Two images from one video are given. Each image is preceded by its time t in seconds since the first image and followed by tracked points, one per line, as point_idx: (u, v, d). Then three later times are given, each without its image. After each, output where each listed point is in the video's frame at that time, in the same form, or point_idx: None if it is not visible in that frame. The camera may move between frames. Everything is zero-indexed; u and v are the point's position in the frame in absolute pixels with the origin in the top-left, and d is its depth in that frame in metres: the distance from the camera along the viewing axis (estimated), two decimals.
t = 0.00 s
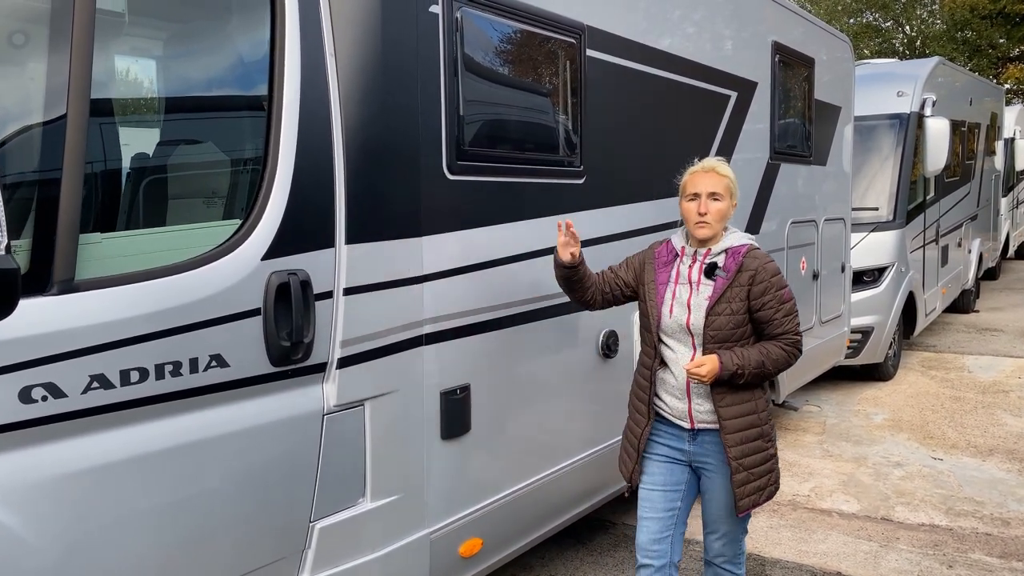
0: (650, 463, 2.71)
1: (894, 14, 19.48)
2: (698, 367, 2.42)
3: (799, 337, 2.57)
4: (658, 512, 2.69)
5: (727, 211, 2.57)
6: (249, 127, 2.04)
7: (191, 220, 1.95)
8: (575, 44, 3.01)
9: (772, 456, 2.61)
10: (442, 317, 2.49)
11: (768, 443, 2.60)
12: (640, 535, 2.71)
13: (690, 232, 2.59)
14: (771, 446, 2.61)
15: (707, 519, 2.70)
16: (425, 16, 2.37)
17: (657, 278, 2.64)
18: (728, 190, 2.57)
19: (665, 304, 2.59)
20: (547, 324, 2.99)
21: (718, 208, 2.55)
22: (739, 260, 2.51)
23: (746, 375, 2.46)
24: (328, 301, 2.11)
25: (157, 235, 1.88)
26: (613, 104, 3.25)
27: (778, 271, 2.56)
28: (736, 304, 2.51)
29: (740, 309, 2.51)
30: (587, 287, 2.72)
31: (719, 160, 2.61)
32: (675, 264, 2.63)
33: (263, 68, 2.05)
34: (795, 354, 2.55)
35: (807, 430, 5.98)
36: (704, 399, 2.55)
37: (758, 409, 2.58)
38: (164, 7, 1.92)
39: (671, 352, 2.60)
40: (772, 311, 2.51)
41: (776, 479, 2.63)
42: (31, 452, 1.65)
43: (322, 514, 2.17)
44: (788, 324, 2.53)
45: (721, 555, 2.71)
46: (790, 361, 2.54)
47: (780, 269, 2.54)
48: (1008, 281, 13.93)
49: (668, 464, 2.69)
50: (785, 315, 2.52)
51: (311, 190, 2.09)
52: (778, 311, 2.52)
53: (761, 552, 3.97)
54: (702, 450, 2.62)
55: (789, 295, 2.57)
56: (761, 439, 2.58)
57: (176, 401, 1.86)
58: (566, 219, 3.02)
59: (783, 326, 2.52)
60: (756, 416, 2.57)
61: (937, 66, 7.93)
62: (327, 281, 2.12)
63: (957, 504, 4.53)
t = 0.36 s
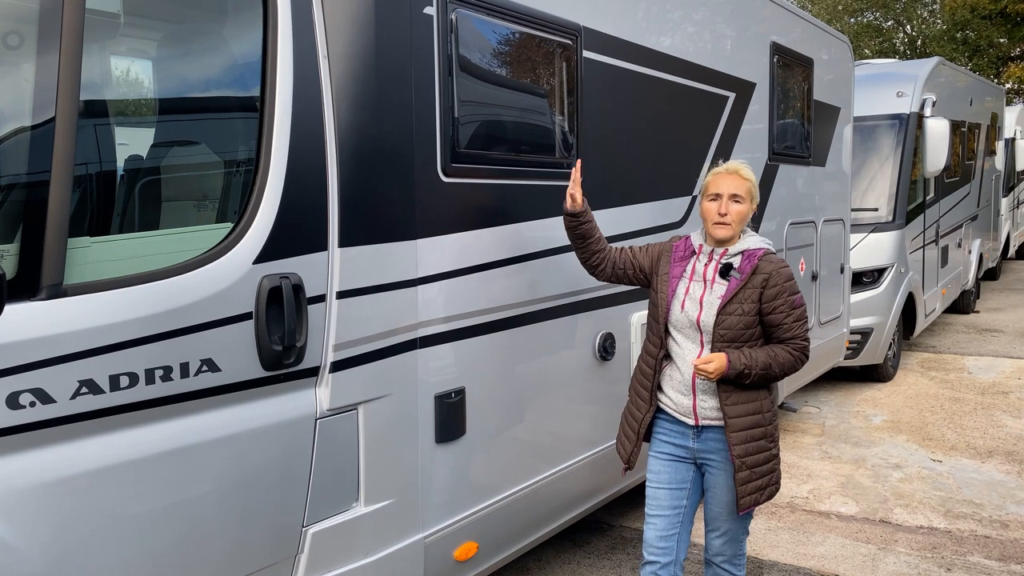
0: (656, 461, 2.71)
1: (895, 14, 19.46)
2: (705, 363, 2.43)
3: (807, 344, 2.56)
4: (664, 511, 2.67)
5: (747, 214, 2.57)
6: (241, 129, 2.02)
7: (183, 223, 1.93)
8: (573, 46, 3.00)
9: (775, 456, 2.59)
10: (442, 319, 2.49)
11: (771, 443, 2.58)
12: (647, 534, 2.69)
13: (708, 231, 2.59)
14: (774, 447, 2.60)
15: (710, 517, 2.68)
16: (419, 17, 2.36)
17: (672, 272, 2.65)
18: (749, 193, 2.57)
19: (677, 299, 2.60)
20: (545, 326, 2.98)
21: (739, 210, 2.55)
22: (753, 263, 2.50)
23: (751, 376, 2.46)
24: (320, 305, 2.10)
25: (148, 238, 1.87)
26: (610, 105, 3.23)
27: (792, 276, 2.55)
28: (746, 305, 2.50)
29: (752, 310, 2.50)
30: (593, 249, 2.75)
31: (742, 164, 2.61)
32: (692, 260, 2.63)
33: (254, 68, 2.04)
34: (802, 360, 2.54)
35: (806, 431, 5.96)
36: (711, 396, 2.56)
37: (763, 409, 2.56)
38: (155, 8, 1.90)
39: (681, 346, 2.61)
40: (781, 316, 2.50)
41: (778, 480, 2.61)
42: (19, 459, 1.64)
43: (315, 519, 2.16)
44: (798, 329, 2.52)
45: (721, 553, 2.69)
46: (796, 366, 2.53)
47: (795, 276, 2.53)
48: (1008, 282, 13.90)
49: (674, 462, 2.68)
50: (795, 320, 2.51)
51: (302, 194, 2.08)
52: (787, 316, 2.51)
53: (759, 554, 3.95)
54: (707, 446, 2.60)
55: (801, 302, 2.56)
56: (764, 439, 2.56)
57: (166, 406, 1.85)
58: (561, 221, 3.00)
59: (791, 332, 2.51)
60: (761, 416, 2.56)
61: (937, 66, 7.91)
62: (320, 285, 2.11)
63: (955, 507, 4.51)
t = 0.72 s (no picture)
0: (659, 465, 2.68)
1: (895, 15, 19.43)
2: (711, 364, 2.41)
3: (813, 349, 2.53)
4: (665, 515, 2.65)
5: (755, 220, 2.54)
6: (235, 133, 2.00)
7: (175, 229, 1.91)
8: (571, 47, 2.97)
9: (780, 461, 2.57)
10: (442, 323, 2.48)
11: (776, 448, 2.56)
12: (647, 539, 2.66)
13: (715, 236, 2.57)
14: (779, 452, 2.57)
15: (712, 521, 2.66)
16: (416, 18, 2.34)
17: (679, 273, 2.62)
18: (757, 199, 2.55)
19: (685, 300, 2.58)
20: (544, 331, 2.95)
21: (747, 216, 2.52)
22: (761, 267, 2.48)
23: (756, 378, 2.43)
24: (314, 311, 2.08)
25: (140, 244, 1.84)
26: (609, 108, 3.21)
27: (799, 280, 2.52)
28: (753, 308, 2.48)
29: (758, 314, 2.48)
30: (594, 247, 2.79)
31: (750, 170, 2.58)
32: (700, 261, 2.61)
33: (247, 70, 2.02)
34: (808, 365, 2.52)
35: (806, 434, 5.94)
36: (717, 399, 2.54)
37: (769, 413, 2.54)
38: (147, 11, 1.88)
39: (685, 348, 2.58)
40: (787, 319, 2.48)
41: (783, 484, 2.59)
42: (6, 469, 1.61)
43: (309, 527, 2.13)
44: (804, 334, 2.49)
45: (723, 558, 2.66)
46: (801, 371, 2.50)
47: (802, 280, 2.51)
48: (1009, 283, 13.86)
49: (677, 466, 2.65)
50: (802, 325, 2.49)
51: (297, 198, 2.05)
52: (794, 320, 2.48)
53: (759, 559, 3.93)
54: (711, 451, 2.58)
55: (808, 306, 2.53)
56: (770, 443, 2.54)
57: (157, 414, 1.82)
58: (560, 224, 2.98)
59: (797, 336, 2.49)
60: (766, 420, 2.54)
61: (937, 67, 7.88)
62: (315, 290, 2.08)
63: (956, 511, 4.49)
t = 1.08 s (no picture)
0: (666, 471, 2.64)
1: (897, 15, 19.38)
2: (722, 369, 2.37)
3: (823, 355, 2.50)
4: (672, 522, 2.62)
5: (761, 220, 2.52)
6: (234, 134, 1.97)
7: (172, 232, 1.88)
8: (573, 47, 2.94)
9: (790, 466, 2.54)
10: (444, 328, 2.45)
11: (785, 453, 2.52)
12: (654, 547, 2.63)
13: (723, 240, 2.54)
14: (788, 458, 2.54)
15: (719, 528, 2.62)
16: (416, 18, 2.31)
17: (689, 276, 2.59)
18: (761, 199, 2.52)
19: (694, 304, 2.54)
20: (546, 334, 2.92)
21: (753, 217, 2.49)
22: (772, 271, 2.45)
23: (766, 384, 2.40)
24: (314, 316, 2.05)
25: (136, 249, 1.81)
26: (612, 109, 3.17)
27: (810, 286, 2.49)
28: (764, 313, 2.44)
29: (769, 318, 2.44)
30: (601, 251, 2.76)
31: (749, 169, 2.55)
32: (710, 265, 2.57)
33: (245, 71, 1.98)
34: (818, 370, 2.49)
35: (809, 437, 5.90)
36: (727, 404, 2.50)
37: (778, 419, 2.51)
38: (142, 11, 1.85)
39: (695, 352, 2.54)
40: (798, 325, 2.45)
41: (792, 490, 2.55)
42: None
43: (308, 536, 2.10)
44: (814, 340, 2.46)
45: (730, 565, 2.62)
46: (810, 377, 2.47)
47: (813, 286, 2.48)
48: (1012, 284, 13.81)
49: (684, 472, 2.62)
50: (812, 331, 2.46)
51: (295, 201, 2.02)
52: (804, 325, 2.45)
53: (762, 565, 3.89)
54: (718, 456, 2.54)
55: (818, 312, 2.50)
56: (779, 449, 2.50)
57: (153, 422, 1.79)
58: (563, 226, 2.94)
59: (807, 341, 2.46)
60: (775, 426, 2.50)
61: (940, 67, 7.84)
62: (314, 295, 2.05)
63: (962, 515, 4.45)
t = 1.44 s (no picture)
0: (673, 479, 2.59)
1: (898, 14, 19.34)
2: (730, 375, 2.32)
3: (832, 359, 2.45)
4: (679, 531, 2.56)
5: (767, 223, 2.45)
6: (229, 134, 1.91)
7: (165, 235, 1.82)
8: (576, 46, 2.88)
9: (799, 474, 2.48)
10: (445, 332, 2.39)
11: (795, 460, 2.46)
12: (660, 556, 2.57)
13: (729, 245, 2.48)
14: (797, 465, 2.48)
15: (726, 536, 2.56)
16: (416, 15, 2.25)
17: (696, 280, 2.54)
18: (766, 201, 2.45)
19: (702, 308, 2.49)
20: (549, 338, 2.86)
21: (758, 221, 2.42)
22: (779, 274, 2.39)
23: (775, 389, 2.34)
24: (311, 321, 1.99)
25: (128, 253, 1.76)
26: (615, 108, 3.12)
27: (818, 288, 2.43)
28: (772, 317, 2.39)
29: (777, 322, 2.39)
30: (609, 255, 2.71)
31: (753, 171, 2.48)
32: (717, 269, 2.52)
33: (241, 69, 1.92)
34: (828, 375, 2.43)
35: (813, 440, 5.85)
36: (735, 410, 2.44)
37: (787, 425, 2.45)
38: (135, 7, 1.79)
39: (702, 358, 2.49)
40: (807, 328, 2.39)
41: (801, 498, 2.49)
42: None
43: (305, 547, 2.04)
44: (824, 343, 2.41)
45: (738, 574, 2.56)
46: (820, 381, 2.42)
47: (822, 288, 2.42)
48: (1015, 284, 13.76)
49: (691, 479, 2.56)
50: (821, 335, 2.40)
51: (291, 203, 1.96)
52: (813, 329, 2.39)
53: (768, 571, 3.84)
54: (726, 463, 2.48)
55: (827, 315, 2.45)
56: (788, 456, 2.44)
57: (143, 432, 1.73)
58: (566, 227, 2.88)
59: (817, 345, 2.40)
60: (784, 432, 2.44)
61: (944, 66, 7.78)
62: (311, 299, 1.99)
63: (969, 520, 4.39)
